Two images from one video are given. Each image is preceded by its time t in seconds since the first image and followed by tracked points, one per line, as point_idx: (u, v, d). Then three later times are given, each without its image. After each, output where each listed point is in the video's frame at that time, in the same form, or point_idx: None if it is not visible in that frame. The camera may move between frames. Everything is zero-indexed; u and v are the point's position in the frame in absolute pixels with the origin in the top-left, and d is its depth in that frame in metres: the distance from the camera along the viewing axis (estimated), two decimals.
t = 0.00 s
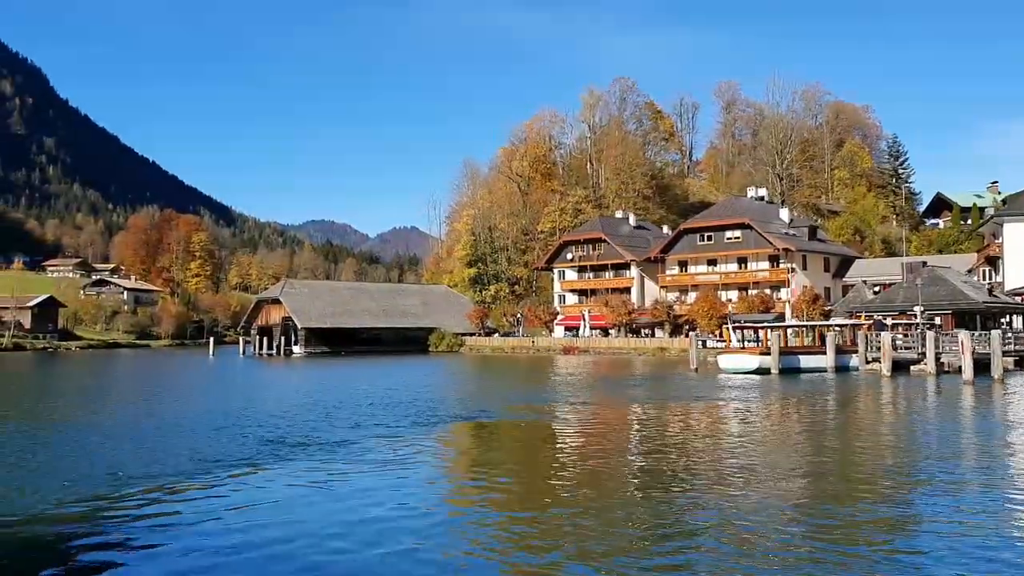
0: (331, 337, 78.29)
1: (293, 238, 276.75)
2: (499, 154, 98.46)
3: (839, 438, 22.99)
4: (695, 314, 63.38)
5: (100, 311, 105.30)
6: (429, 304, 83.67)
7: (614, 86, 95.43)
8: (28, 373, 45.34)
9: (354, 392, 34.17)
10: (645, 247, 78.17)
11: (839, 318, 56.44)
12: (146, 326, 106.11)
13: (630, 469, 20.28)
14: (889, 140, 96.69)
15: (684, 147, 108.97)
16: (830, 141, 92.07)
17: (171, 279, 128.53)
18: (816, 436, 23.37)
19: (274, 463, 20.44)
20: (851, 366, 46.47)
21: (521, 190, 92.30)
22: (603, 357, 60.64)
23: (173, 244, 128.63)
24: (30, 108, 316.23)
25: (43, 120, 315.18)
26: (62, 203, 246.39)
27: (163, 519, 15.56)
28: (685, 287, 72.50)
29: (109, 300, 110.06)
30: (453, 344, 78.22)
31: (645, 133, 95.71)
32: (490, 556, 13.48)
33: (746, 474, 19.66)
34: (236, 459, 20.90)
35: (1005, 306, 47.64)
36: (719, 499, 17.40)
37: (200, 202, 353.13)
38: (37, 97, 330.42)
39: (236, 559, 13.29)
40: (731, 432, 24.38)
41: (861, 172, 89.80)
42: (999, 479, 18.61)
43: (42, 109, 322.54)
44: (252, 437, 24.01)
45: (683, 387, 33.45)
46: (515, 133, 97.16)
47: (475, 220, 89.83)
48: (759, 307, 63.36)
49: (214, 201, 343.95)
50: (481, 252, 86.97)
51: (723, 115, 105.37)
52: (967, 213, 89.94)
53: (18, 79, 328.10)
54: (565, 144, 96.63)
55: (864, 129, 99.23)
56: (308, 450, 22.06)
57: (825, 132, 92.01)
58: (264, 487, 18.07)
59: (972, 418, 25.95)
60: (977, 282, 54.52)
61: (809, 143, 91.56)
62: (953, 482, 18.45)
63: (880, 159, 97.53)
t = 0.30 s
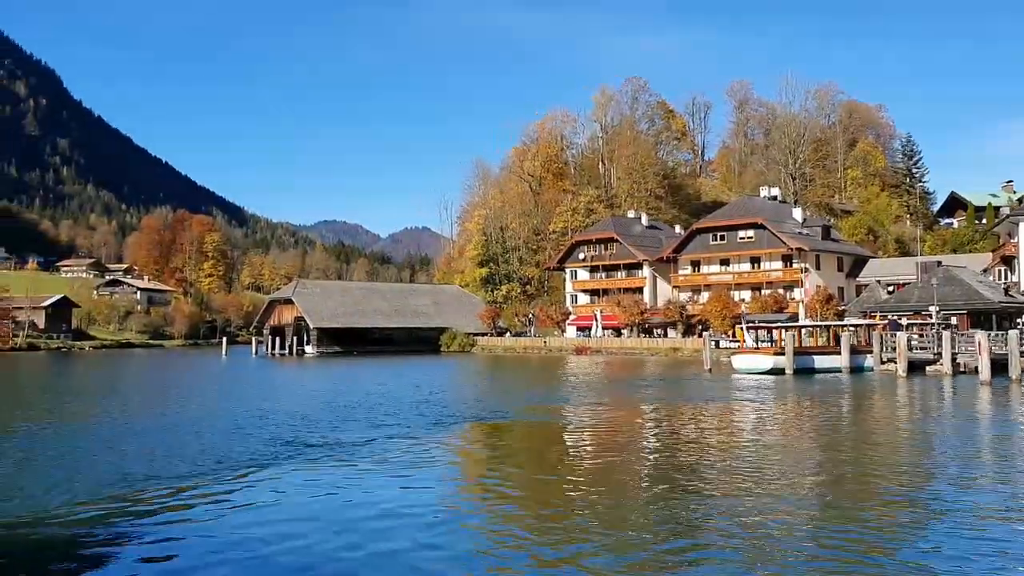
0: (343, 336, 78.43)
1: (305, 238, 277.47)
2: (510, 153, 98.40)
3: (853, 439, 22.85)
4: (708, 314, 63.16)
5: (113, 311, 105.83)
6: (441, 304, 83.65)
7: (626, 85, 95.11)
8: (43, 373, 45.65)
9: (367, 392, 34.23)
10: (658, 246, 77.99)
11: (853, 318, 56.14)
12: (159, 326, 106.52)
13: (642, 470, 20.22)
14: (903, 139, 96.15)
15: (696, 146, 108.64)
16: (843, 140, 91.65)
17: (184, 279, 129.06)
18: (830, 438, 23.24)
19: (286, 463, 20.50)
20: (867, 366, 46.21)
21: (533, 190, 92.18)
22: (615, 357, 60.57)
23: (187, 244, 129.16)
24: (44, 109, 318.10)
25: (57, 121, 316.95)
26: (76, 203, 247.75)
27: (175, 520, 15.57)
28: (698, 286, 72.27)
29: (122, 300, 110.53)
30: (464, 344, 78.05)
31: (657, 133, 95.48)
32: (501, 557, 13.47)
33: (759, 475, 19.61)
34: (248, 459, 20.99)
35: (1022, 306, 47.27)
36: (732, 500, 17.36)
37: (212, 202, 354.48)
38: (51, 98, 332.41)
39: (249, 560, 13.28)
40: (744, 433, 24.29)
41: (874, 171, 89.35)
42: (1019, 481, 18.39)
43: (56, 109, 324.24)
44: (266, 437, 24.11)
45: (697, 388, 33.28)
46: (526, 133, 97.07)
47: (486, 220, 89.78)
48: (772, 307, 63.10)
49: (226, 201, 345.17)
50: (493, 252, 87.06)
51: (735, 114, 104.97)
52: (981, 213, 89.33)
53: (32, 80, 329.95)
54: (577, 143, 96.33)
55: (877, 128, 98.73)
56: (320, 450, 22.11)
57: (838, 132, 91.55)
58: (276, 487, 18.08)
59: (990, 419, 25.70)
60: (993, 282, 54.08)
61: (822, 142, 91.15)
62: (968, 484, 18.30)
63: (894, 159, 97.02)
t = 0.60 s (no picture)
0: (357, 337, 78.54)
1: (318, 239, 278.26)
2: (523, 154, 98.35)
3: (868, 441, 22.68)
4: (723, 314, 62.92)
5: (129, 311, 106.43)
6: (454, 304, 83.69)
7: (639, 86, 94.97)
8: (61, 374, 46.03)
9: (382, 393, 34.33)
10: (672, 247, 77.78)
11: (869, 319, 55.84)
12: (174, 327, 107.05)
13: (656, 471, 20.19)
14: (918, 139, 95.66)
15: (710, 146, 108.37)
16: (858, 139, 91.26)
17: (198, 280, 129.57)
18: (846, 439, 23.06)
19: (300, 464, 20.56)
20: (883, 367, 45.94)
21: (546, 190, 92.22)
22: (630, 358, 60.46)
23: (201, 246, 129.60)
24: (59, 111, 320.20)
25: (72, 123, 319.00)
26: (92, 205, 249.31)
27: (187, 520, 15.61)
28: (712, 287, 72.03)
29: (137, 301, 111.14)
30: (478, 344, 78.38)
31: (671, 133, 95.22)
32: (512, 559, 13.45)
33: (773, 477, 19.53)
34: (263, 459, 21.09)
35: None
36: (747, 502, 17.29)
37: (226, 203, 356.12)
38: (67, 100, 334.68)
39: (260, 561, 13.29)
40: (759, 434, 24.20)
41: (889, 171, 89.03)
42: None
43: (71, 111, 326.21)
44: (280, 438, 24.23)
45: (712, 389, 33.20)
46: (539, 133, 97.05)
47: (500, 220, 89.79)
48: (787, 307, 62.84)
49: (240, 202, 346.65)
50: (506, 253, 87.19)
51: (749, 114, 104.62)
52: (998, 213, 88.73)
53: (47, 82, 332.11)
54: (590, 143, 96.11)
55: (892, 128, 98.27)
56: (334, 451, 22.18)
57: (853, 131, 91.16)
58: (289, 488, 18.12)
59: (1009, 421, 25.55)
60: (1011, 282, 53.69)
61: (837, 142, 90.81)
62: (985, 486, 18.12)
63: (909, 159, 96.59)
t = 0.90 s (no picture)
0: (374, 338, 78.64)
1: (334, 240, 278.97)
2: (539, 154, 98.31)
3: (887, 444, 22.42)
4: (741, 315, 62.56)
5: (146, 313, 107.00)
6: (470, 305, 83.74)
7: (655, 86, 94.89)
8: (80, 375, 46.40)
9: (398, 394, 34.35)
10: (688, 247, 77.51)
11: (888, 319, 55.48)
12: (192, 328, 107.71)
13: (674, 473, 20.03)
14: (937, 138, 94.95)
15: (727, 147, 108.07)
16: (876, 139, 90.67)
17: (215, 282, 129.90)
18: (864, 441, 22.90)
19: (315, 466, 20.55)
20: (903, 368, 45.60)
21: (562, 190, 91.56)
22: (647, 359, 60.28)
23: (218, 247, 130.38)
24: (77, 114, 322.92)
25: (90, 126, 321.56)
26: (110, 206, 251.29)
27: (199, 523, 15.54)
28: (730, 287, 71.75)
29: (155, 302, 111.87)
30: (494, 345, 78.29)
31: (687, 133, 94.93)
32: (526, 562, 13.35)
33: (792, 479, 19.35)
34: (279, 461, 21.07)
35: None
36: (762, 503, 17.28)
37: (242, 205, 357.97)
38: (85, 103, 337.62)
39: (269, 564, 13.24)
40: (776, 436, 24.01)
41: (907, 171, 88.49)
42: None
43: (89, 114, 328.79)
44: (297, 439, 24.26)
45: (730, 390, 33.06)
46: (555, 134, 97.04)
47: (515, 221, 89.83)
48: (805, 308, 62.51)
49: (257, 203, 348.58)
50: (522, 254, 87.03)
51: (766, 114, 104.22)
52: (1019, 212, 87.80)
53: (66, 85, 335.09)
54: (606, 144, 96.50)
55: (910, 128, 97.57)
56: (349, 453, 22.16)
57: (871, 130, 90.53)
58: (303, 490, 18.10)
59: None
60: None
61: (854, 141, 90.30)
62: (1007, 489, 17.84)
63: (928, 158, 95.87)
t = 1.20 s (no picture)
0: (388, 340, 78.69)
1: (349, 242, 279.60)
2: (553, 155, 98.22)
3: (906, 446, 22.22)
4: (756, 316, 62.29)
5: (162, 315, 107.47)
6: (485, 307, 83.72)
7: (670, 86, 94.58)
8: (97, 377, 46.57)
9: (413, 396, 34.35)
10: (703, 248, 77.27)
11: (905, 320, 55.11)
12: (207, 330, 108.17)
13: (691, 475, 19.95)
14: (954, 138, 94.29)
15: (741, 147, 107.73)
16: (892, 139, 90.13)
17: (231, 284, 130.39)
18: (881, 443, 22.80)
19: (331, 468, 20.54)
20: (922, 369, 45.22)
21: (576, 191, 92.07)
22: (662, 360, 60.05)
23: (234, 249, 131.14)
24: (94, 118, 325.28)
25: (106, 129, 323.70)
26: (126, 209, 252.93)
27: (216, 526, 15.53)
28: (745, 288, 71.43)
29: (171, 304, 112.40)
30: (508, 347, 78.23)
31: (701, 134, 94.73)
32: (543, 565, 13.31)
33: (811, 481, 19.21)
34: (295, 464, 21.07)
35: None
36: (778, 505, 17.22)
37: (257, 207, 359.53)
38: (100, 107, 339.93)
39: (286, 566, 13.31)
40: (794, 438, 23.85)
41: (923, 171, 87.97)
42: None
43: (105, 117, 330.98)
44: (313, 441, 24.28)
45: (747, 392, 32.87)
46: (570, 135, 96.94)
47: (529, 222, 89.74)
48: (821, 308, 62.15)
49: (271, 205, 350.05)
50: (536, 256, 87.02)
51: (781, 114, 103.84)
52: None
53: (82, 89, 337.69)
54: (620, 145, 96.07)
55: (926, 127, 96.95)
56: (365, 455, 22.14)
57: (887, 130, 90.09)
58: (319, 493, 18.07)
59: None
60: None
61: (870, 141, 89.74)
62: None
63: (944, 158, 95.20)
